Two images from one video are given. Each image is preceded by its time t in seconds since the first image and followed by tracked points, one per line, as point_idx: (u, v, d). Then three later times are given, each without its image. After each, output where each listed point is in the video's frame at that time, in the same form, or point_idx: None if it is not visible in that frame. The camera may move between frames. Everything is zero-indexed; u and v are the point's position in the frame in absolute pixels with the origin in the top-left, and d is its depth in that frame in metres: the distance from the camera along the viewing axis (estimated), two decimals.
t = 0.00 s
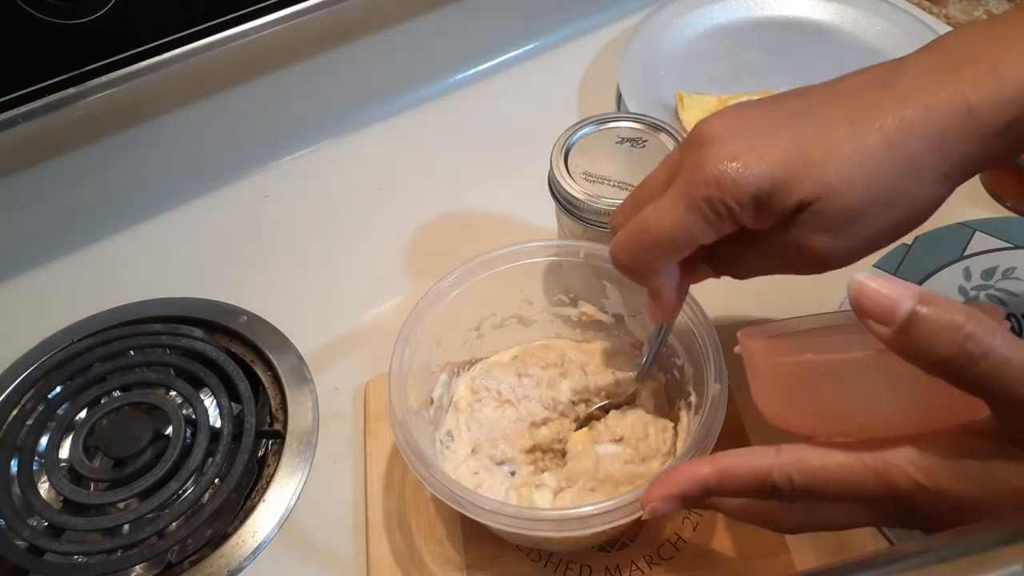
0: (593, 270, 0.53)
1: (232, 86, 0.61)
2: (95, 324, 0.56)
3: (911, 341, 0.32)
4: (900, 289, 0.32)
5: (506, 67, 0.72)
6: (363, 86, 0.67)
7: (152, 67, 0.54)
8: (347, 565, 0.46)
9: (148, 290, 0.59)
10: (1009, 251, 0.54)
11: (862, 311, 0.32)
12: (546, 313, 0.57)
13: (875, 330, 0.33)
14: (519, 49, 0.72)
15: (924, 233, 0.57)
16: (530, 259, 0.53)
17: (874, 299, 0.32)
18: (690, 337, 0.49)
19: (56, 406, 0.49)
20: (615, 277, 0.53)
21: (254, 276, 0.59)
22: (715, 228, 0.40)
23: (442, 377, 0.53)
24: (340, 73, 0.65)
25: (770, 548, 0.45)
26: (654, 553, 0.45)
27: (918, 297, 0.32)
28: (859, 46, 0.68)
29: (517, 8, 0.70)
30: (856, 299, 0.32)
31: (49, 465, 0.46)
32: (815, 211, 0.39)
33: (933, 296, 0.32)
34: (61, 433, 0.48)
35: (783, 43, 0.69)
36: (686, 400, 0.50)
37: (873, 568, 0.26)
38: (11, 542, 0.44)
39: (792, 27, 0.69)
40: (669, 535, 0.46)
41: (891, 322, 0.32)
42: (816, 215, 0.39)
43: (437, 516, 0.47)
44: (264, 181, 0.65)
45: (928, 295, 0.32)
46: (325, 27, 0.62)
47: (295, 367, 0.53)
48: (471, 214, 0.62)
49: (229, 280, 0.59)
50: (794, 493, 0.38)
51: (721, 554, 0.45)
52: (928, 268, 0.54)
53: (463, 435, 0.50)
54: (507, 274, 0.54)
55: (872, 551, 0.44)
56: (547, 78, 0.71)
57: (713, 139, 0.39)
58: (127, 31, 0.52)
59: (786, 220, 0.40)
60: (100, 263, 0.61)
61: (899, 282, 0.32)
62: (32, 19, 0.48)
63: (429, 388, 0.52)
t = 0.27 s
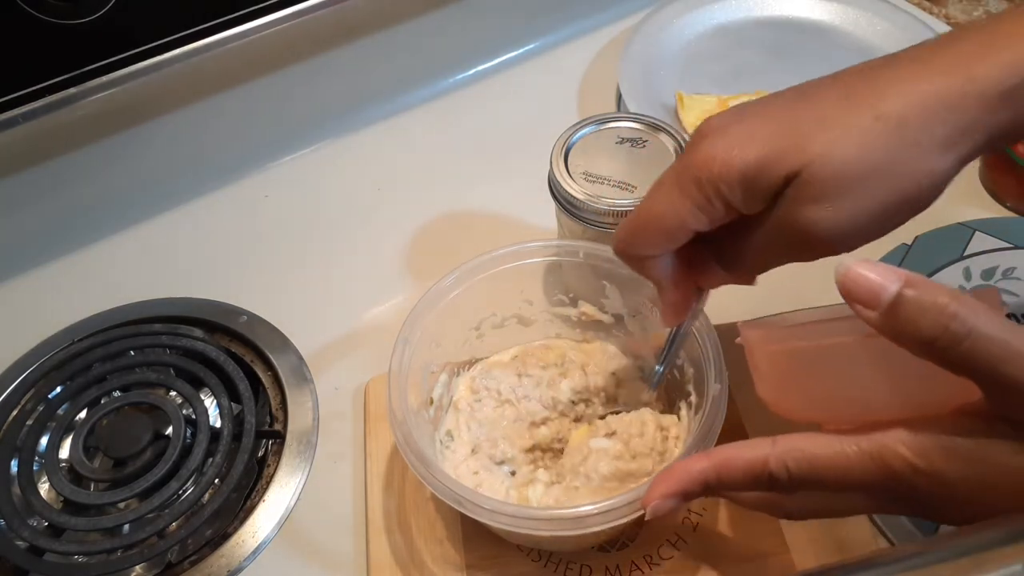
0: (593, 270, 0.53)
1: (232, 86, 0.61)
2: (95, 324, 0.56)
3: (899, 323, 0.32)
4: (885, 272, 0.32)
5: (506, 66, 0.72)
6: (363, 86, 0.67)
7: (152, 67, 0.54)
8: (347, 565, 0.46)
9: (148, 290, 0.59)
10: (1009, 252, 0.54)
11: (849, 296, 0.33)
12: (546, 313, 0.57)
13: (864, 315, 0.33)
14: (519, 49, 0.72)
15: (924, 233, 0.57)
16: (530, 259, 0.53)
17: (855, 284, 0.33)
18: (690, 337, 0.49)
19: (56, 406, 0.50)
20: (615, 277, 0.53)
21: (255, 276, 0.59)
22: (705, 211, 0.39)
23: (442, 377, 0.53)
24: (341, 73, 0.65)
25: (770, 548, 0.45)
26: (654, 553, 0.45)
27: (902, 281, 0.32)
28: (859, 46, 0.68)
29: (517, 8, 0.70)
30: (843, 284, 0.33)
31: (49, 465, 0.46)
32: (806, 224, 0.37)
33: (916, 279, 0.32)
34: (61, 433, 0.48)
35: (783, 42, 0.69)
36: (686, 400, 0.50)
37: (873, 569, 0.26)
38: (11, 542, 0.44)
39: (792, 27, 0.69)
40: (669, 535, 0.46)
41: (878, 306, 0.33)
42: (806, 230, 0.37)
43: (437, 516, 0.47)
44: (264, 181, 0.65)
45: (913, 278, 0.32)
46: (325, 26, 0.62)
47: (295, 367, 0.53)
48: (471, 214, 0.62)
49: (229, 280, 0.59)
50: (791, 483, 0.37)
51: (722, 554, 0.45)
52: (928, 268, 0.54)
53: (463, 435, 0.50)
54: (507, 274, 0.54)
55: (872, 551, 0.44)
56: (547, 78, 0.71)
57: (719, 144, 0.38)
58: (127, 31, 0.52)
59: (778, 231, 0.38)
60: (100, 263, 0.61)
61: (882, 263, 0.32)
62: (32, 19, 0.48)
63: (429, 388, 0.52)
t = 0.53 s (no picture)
0: (593, 270, 0.53)
1: (232, 87, 0.61)
2: (95, 324, 0.56)
3: (888, 316, 0.33)
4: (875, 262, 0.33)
5: (505, 67, 0.72)
6: (363, 87, 0.67)
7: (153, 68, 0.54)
8: (348, 564, 0.46)
9: (149, 291, 0.59)
10: (1007, 252, 0.54)
11: (840, 291, 0.33)
12: (546, 313, 0.57)
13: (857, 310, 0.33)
14: (519, 50, 0.73)
15: (923, 233, 0.57)
16: (529, 259, 0.54)
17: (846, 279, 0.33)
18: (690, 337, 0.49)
19: (57, 406, 0.50)
20: (615, 276, 0.53)
21: (255, 276, 0.59)
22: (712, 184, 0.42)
23: (442, 377, 0.53)
24: (341, 74, 0.65)
25: (769, 547, 0.45)
26: (653, 552, 0.46)
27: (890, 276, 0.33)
28: (857, 47, 0.68)
29: (517, 10, 0.70)
30: (833, 278, 0.33)
31: (50, 465, 0.47)
32: (806, 192, 0.37)
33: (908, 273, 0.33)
34: (62, 433, 0.48)
35: (782, 43, 0.69)
36: (686, 400, 0.50)
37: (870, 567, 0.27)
38: (13, 541, 0.44)
39: (791, 28, 0.69)
40: (668, 534, 0.46)
41: (868, 299, 0.33)
42: (807, 200, 0.37)
43: (438, 515, 0.47)
44: (265, 181, 0.66)
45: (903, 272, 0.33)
46: (325, 27, 0.62)
47: (296, 367, 0.53)
48: (471, 215, 0.62)
49: (229, 281, 0.59)
50: (790, 478, 0.37)
51: (721, 553, 0.45)
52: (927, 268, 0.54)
53: (463, 435, 0.50)
54: (507, 274, 0.54)
55: (871, 549, 0.44)
56: (547, 79, 0.71)
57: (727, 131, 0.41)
58: (128, 32, 0.52)
59: (783, 204, 0.38)
60: (101, 263, 0.61)
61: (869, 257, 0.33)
62: (33, 20, 0.48)
63: (429, 387, 0.52)
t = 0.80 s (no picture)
0: (593, 270, 0.53)
1: (231, 86, 0.61)
2: (94, 324, 0.56)
3: (890, 326, 0.33)
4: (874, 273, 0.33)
5: (505, 66, 0.72)
6: (362, 86, 0.67)
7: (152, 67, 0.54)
8: (347, 565, 0.46)
9: (148, 291, 0.59)
10: (1009, 252, 0.54)
11: (843, 302, 0.34)
12: (546, 313, 0.57)
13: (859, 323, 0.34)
14: (519, 49, 0.72)
15: (924, 233, 0.57)
16: (529, 259, 0.53)
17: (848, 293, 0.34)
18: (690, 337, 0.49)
19: (56, 406, 0.50)
20: (615, 276, 0.53)
21: (254, 276, 0.59)
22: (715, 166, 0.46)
23: (442, 377, 0.53)
24: (340, 73, 0.65)
25: (770, 548, 0.45)
26: (654, 553, 0.45)
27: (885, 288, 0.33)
28: (859, 46, 0.68)
29: (517, 9, 0.70)
30: (836, 288, 0.34)
31: (49, 466, 0.46)
32: (806, 159, 0.40)
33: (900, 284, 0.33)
34: (61, 433, 0.48)
35: (783, 42, 0.69)
36: (686, 400, 0.50)
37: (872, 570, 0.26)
38: (12, 542, 0.44)
39: (792, 27, 0.69)
40: (668, 535, 0.46)
41: (871, 310, 0.33)
42: (805, 167, 0.40)
43: (438, 516, 0.47)
44: (264, 181, 0.65)
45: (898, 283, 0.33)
46: (324, 26, 0.62)
47: (295, 367, 0.53)
48: (471, 214, 0.62)
49: (229, 280, 0.59)
50: (795, 487, 0.37)
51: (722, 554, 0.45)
52: (929, 268, 0.54)
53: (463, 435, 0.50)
54: (507, 274, 0.54)
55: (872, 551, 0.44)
56: (547, 78, 0.71)
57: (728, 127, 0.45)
58: (127, 31, 0.52)
59: (782, 176, 0.41)
60: (100, 263, 0.61)
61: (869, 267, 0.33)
62: (31, 19, 0.48)
63: (429, 387, 0.52)
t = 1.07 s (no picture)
0: (593, 270, 0.53)
1: (231, 86, 0.61)
2: (95, 325, 0.56)
3: (952, 337, 0.34)
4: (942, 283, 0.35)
5: (506, 66, 0.72)
6: (360, 87, 0.67)
7: (153, 67, 0.54)
8: (347, 566, 0.46)
9: (148, 291, 0.59)
10: (1009, 251, 0.54)
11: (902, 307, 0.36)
12: (545, 312, 0.57)
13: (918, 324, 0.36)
14: (518, 49, 0.72)
15: (924, 233, 0.57)
16: (529, 259, 0.54)
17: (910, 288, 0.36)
18: (690, 337, 0.49)
19: (56, 406, 0.50)
20: (615, 276, 0.52)
21: (254, 275, 0.59)
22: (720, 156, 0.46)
23: (442, 377, 0.53)
24: (340, 73, 0.65)
25: (770, 548, 0.45)
26: (654, 553, 0.45)
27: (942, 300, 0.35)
28: (858, 46, 0.68)
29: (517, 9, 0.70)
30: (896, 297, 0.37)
31: (49, 465, 0.46)
32: (808, 153, 0.40)
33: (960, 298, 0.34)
34: (61, 433, 0.48)
35: (783, 42, 0.69)
36: (686, 400, 0.50)
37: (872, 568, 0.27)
38: (12, 542, 0.44)
39: (792, 27, 0.69)
40: (668, 535, 0.46)
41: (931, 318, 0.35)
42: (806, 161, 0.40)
43: (438, 516, 0.47)
44: (264, 181, 0.65)
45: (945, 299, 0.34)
46: (324, 26, 0.62)
47: (295, 366, 0.53)
48: (471, 214, 0.62)
49: (229, 281, 0.59)
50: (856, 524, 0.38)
51: (722, 554, 0.45)
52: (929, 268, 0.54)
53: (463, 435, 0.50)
54: (507, 274, 0.54)
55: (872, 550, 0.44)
56: (547, 78, 0.71)
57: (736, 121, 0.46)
58: (127, 30, 0.52)
59: (785, 169, 0.41)
60: (100, 263, 0.61)
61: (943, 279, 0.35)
62: (32, 19, 0.48)
63: (429, 387, 0.52)
